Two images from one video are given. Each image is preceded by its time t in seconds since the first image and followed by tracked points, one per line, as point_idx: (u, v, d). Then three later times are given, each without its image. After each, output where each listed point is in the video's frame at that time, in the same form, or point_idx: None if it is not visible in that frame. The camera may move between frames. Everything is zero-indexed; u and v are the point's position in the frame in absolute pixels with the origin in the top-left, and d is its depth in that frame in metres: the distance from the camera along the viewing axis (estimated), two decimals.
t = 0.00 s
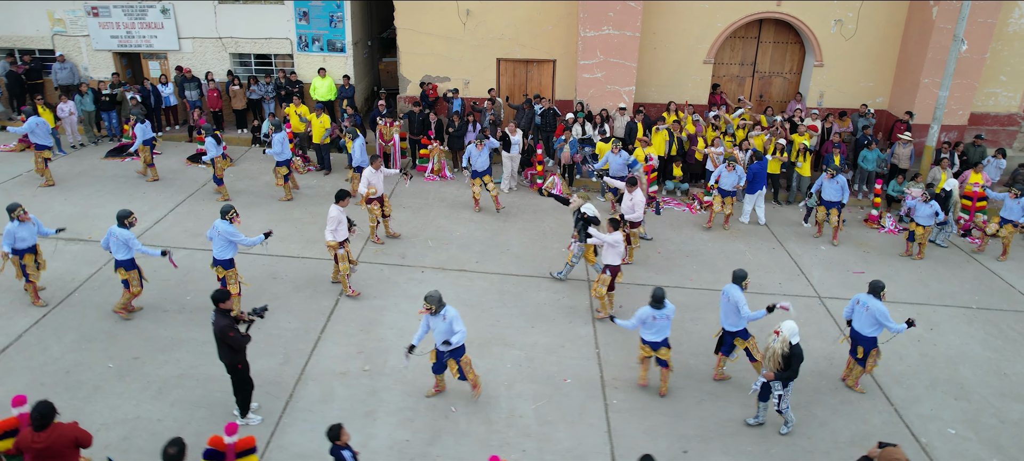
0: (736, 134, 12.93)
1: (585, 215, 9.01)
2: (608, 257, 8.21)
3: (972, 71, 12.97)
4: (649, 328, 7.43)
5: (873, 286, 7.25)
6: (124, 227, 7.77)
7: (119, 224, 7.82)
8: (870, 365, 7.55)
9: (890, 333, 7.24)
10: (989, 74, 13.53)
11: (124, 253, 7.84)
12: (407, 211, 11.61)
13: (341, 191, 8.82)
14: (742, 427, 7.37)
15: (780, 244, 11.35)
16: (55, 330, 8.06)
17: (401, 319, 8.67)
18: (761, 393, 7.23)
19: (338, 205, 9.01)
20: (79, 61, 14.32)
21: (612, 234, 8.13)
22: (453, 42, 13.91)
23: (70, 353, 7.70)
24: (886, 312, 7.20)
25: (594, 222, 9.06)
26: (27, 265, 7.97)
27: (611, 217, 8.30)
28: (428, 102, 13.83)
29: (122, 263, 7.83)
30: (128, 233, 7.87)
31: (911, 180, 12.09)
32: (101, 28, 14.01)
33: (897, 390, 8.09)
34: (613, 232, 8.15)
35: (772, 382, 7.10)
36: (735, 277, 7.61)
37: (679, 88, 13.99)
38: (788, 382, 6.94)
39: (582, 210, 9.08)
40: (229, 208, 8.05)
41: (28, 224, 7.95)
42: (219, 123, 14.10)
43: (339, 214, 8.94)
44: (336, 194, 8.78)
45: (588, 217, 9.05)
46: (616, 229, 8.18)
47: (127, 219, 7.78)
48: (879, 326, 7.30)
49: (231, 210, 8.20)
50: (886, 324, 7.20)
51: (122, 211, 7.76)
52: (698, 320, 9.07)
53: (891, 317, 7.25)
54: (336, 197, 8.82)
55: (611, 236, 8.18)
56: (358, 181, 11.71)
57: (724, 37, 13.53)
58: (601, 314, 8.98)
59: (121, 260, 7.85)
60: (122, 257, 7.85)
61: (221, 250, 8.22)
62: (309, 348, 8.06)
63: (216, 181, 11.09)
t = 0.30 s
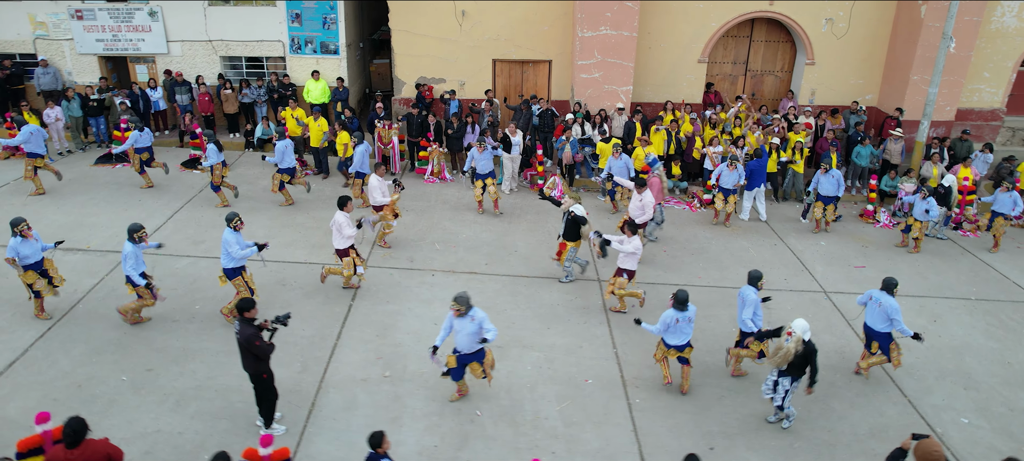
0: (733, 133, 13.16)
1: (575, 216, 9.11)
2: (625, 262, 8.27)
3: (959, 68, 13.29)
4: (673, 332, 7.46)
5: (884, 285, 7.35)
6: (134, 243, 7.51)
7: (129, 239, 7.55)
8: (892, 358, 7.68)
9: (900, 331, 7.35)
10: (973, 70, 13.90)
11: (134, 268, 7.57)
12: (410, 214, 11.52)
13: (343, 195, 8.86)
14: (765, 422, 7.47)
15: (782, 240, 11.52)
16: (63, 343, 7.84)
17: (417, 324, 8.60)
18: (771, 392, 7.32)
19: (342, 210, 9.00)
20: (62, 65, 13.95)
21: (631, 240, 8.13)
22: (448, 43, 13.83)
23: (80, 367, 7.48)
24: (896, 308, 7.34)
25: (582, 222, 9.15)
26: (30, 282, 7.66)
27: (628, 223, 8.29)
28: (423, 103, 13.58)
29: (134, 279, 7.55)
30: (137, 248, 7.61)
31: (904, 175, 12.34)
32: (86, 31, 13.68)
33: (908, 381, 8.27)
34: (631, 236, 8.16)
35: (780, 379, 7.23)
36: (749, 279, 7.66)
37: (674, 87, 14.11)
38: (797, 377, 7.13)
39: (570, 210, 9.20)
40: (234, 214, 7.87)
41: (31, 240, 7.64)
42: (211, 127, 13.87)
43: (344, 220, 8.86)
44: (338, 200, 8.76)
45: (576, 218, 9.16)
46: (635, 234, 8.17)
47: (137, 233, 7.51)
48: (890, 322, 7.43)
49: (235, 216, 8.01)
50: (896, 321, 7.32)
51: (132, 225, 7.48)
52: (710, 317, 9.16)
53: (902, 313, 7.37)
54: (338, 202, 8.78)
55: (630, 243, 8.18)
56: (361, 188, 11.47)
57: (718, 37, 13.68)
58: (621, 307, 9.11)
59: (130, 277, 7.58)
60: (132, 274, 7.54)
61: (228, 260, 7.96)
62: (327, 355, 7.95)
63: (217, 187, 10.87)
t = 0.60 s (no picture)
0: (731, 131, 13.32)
1: (564, 208, 9.11)
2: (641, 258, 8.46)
3: (947, 65, 13.59)
4: (678, 327, 7.51)
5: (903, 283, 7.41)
6: (151, 256, 7.18)
7: (146, 251, 7.23)
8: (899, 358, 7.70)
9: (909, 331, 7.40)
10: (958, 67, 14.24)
11: (148, 281, 7.21)
12: (414, 216, 11.45)
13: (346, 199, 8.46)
14: (784, 416, 7.58)
15: (782, 235, 11.69)
16: (72, 355, 7.65)
17: (432, 327, 8.56)
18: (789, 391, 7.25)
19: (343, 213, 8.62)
20: (47, 69, 13.59)
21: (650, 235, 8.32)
22: (444, 44, 13.77)
23: (92, 379, 7.30)
24: (910, 307, 7.36)
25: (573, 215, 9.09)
26: (37, 293, 7.42)
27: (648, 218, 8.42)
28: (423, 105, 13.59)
29: (133, 293, 7.11)
30: (153, 261, 7.25)
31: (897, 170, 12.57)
32: (72, 34, 13.35)
33: (918, 372, 8.46)
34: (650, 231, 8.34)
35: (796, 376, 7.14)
36: (767, 278, 7.63)
37: (669, 85, 14.23)
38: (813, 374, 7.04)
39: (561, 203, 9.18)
40: (243, 222, 7.52)
41: (41, 250, 7.38)
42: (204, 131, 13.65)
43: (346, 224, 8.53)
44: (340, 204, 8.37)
45: (566, 211, 9.12)
46: (653, 230, 8.33)
47: (155, 246, 7.16)
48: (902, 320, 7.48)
49: (246, 223, 7.69)
50: (908, 320, 7.36)
51: (150, 237, 7.14)
52: (721, 314, 9.27)
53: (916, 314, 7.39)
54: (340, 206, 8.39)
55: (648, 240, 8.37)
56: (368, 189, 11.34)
57: (712, 36, 13.83)
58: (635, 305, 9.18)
59: (137, 289, 7.20)
60: (138, 286, 7.17)
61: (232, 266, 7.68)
62: (345, 361, 7.87)
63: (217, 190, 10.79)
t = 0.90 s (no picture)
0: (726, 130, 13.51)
1: (547, 212, 9.10)
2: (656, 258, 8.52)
3: (932, 61, 13.88)
4: (687, 322, 7.53)
5: (918, 281, 7.53)
6: (170, 266, 7.06)
7: (165, 261, 7.11)
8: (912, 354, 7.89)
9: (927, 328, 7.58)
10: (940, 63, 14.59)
11: (165, 292, 7.15)
12: (415, 218, 11.37)
13: (347, 209, 8.20)
14: (798, 409, 7.70)
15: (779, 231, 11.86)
16: (78, 367, 7.45)
17: (444, 330, 8.51)
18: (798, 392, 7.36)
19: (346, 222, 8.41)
20: (28, 73, 13.21)
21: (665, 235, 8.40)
22: (437, 44, 13.70)
23: (101, 392, 7.12)
24: (927, 306, 7.55)
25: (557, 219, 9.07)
26: (47, 306, 7.27)
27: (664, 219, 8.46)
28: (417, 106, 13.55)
29: (148, 304, 7.04)
30: (172, 272, 7.13)
31: (887, 165, 12.81)
32: (54, 37, 13.00)
33: (921, 362, 8.65)
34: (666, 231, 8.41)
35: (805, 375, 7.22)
36: (776, 275, 7.66)
37: (662, 84, 14.34)
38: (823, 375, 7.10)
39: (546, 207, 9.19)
40: (250, 235, 7.17)
41: (53, 260, 7.24)
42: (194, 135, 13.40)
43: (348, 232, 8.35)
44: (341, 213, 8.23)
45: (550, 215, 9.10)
46: (668, 230, 8.41)
47: (174, 256, 7.04)
48: (918, 319, 7.66)
49: (255, 235, 7.31)
50: (924, 318, 7.55)
51: (169, 247, 7.06)
52: (728, 309, 9.37)
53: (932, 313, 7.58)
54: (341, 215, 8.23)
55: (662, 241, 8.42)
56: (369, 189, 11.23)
57: (703, 34, 13.97)
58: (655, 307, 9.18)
59: (154, 299, 7.13)
60: (154, 296, 7.09)
61: (238, 280, 7.39)
62: (360, 366, 7.79)
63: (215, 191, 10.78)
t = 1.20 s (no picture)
0: (718, 127, 13.64)
1: (538, 213, 9.06)
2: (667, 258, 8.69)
3: (917, 58, 14.15)
4: (695, 318, 7.59)
5: (923, 280, 7.78)
6: (188, 270, 6.99)
7: (183, 266, 7.04)
8: (923, 350, 8.19)
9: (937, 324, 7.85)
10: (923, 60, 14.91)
11: (188, 298, 7.07)
12: (415, 220, 11.29)
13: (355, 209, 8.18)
14: (809, 403, 7.80)
15: (775, 227, 12.01)
16: (82, 379, 7.25)
17: (455, 332, 8.46)
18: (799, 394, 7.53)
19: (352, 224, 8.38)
20: (8, 78, 12.85)
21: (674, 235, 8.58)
22: (429, 45, 13.61)
23: (109, 404, 6.93)
24: (935, 303, 7.81)
25: (547, 220, 9.05)
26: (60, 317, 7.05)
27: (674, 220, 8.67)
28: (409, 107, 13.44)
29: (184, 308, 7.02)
30: (189, 276, 7.07)
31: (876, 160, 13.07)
32: (35, 40, 12.64)
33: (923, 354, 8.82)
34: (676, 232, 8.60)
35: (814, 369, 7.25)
36: (786, 272, 7.73)
37: (654, 83, 14.42)
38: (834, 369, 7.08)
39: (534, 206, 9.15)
40: (261, 243, 7.08)
41: (64, 269, 7.04)
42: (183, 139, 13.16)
43: (353, 234, 8.32)
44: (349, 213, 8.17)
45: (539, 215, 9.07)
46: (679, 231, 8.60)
47: (191, 260, 6.95)
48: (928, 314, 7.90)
49: (266, 244, 7.19)
50: (933, 314, 7.80)
51: (186, 252, 6.97)
52: (733, 305, 9.46)
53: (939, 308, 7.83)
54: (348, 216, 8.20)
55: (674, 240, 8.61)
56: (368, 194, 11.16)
57: (694, 33, 14.08)
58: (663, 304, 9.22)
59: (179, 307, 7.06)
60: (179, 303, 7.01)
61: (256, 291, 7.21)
62: (373, 370, 7.70)
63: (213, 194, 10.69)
